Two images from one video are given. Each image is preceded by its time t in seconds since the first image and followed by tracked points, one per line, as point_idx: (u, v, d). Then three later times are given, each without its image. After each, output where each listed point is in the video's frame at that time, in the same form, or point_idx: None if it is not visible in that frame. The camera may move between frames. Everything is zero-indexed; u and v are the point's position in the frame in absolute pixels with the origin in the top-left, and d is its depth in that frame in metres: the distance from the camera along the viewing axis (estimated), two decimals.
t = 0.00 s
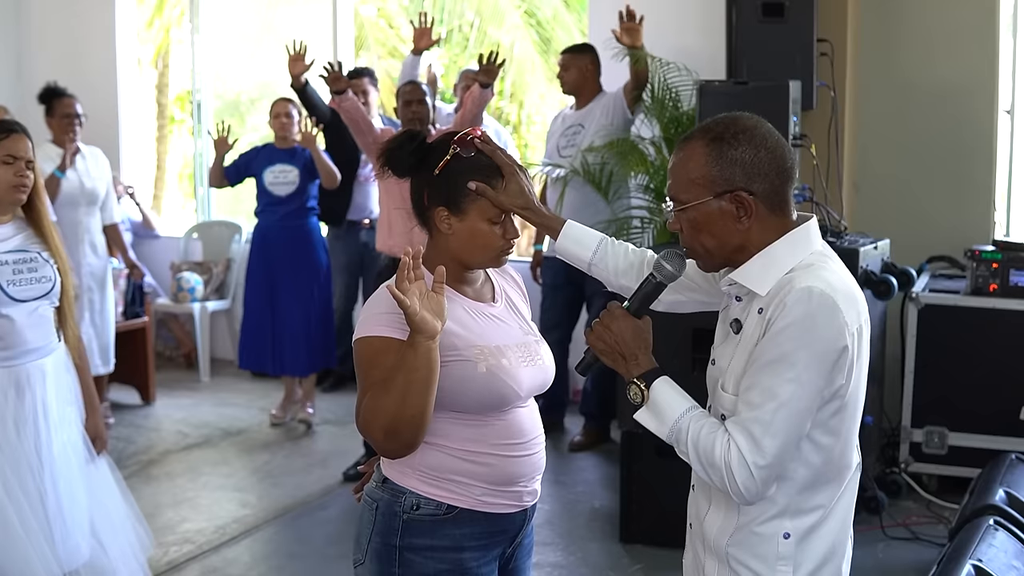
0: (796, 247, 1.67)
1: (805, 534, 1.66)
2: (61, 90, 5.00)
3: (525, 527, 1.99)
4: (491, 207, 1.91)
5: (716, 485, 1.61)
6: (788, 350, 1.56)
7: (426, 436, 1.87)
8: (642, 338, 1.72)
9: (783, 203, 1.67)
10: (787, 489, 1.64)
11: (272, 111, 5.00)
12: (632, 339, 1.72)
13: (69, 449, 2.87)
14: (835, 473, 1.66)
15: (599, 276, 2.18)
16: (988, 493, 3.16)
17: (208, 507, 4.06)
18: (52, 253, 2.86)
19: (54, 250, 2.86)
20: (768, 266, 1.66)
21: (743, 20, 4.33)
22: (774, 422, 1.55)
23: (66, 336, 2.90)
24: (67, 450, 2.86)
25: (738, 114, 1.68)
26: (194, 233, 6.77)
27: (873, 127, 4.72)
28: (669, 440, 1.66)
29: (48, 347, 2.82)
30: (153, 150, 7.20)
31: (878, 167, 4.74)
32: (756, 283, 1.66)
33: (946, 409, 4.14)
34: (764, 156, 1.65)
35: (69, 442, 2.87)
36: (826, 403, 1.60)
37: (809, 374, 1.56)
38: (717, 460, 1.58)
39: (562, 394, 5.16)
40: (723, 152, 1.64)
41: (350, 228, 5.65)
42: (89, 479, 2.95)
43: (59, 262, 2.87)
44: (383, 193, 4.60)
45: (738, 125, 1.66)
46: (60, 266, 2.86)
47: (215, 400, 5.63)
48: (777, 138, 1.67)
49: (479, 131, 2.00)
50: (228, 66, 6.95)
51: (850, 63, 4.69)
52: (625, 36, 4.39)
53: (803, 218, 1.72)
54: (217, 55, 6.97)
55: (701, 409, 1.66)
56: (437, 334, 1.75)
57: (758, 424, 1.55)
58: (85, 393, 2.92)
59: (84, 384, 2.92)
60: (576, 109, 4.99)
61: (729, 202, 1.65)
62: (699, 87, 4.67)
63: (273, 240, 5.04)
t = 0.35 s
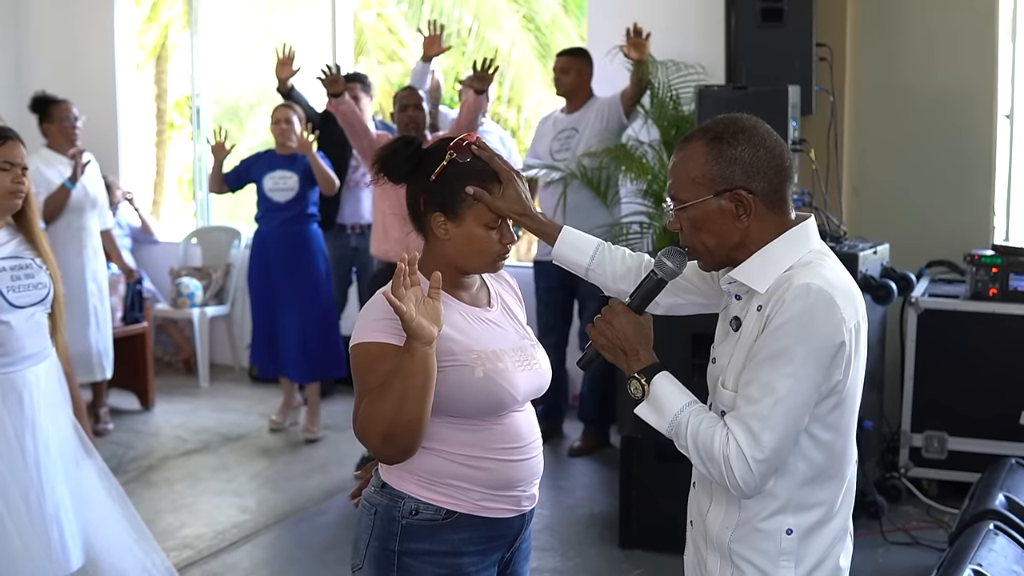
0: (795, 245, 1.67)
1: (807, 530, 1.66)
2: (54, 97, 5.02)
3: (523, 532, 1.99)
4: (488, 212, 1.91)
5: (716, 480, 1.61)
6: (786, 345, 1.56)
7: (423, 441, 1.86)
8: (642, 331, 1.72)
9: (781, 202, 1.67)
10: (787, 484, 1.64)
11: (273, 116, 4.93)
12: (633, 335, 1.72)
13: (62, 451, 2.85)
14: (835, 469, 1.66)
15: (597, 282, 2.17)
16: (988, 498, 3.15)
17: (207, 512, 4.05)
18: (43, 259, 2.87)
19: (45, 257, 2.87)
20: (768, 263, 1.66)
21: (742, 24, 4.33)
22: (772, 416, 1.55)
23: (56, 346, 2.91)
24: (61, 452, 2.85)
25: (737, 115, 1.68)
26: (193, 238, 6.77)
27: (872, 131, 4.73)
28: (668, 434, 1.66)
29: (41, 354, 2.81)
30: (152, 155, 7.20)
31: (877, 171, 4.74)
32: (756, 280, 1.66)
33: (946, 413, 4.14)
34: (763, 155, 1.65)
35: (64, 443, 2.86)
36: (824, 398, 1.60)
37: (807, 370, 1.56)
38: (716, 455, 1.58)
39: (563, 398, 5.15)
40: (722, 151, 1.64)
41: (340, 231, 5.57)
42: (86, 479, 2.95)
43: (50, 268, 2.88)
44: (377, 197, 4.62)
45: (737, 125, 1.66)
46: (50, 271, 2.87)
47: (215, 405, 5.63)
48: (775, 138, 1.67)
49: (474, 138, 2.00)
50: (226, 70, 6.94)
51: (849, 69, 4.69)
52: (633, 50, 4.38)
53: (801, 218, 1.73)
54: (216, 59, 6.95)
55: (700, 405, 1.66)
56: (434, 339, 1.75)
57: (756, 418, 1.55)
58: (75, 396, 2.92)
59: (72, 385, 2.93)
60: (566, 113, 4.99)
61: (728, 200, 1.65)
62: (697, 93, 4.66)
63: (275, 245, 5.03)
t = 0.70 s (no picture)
0: (796, 245, 1.68)
1: (805, 530, 1.66)
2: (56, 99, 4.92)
3: (524, 533, 2.00)
4: (490, 213, 1.91)
5: (714, 478, 1.61)
6: (786, 343, 1.56)
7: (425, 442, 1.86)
8: (644, 328, 1.73)
9: (783, 203, 1.68)
10: (786, 483, 1.64)
11: (281, 117, 4.91)
12: (634, 332, 1.72)
13: (65, 451, 2.86)
14: (834, 469, 1.66)
15: (598, 284, 2.17)
16: (988, 500, 3.16)
17: (207, 514, 4.05)
18: (47, 260, 2.87)
19: (49, 258, 2.88)
20: (769, 263, 1.67)
21: (742, 27, 4.33)
22: (771, 414, 1.55)
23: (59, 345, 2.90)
24: (65, 452, 2.86)
25: (740, 115, 1.69)
26: (193, 239, 6.77)
27: (872, 134, 4.74)
28: (667, 431, 1.67)
29: (46, 355, 2.81)
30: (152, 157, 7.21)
31: (877, 173, 4.75)
32: (757, 279, 1.67)
33: (945, 415, 4.15)
34: (766, 156, 1.65)
35: (68, 444, 2.86)
36: (823, 398, 1.61)
37: (807, 368, 1.56)
38: (714, 452, 1.58)
39: (562, 400, 5.16)
40: (726, 151, 1.65)
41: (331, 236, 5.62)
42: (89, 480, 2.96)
43: (53, 268, 2.89)
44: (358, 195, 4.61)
45: (740, 126, 1.67)
46: (54, 272, 2.87)
47: (215, 407, 5.63)
48: (777, 139, 1.68)
49: (476, 139, 2.00)
50: (226, 72, 6.95)
51: (849, 73, 4.72)
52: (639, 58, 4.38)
53: (802, 219, 1.73)
54: (216, 61, 6.96)
55: (700, 402, 1.66)
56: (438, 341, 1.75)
57: (755, 415, 1.55)
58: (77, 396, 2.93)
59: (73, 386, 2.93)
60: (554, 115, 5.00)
61: (730, 200, 1.65)
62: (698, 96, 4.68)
63: (283, 248, 5.03)
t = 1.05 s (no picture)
0: (794, 243, 1.67)
1: (802, 529, 1.66)
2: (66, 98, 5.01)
3: (529, 530, 1.99)
4: (492, 211, 1.91)
5: (708, 474, 1.62)
6: (781, 341, 1.56)
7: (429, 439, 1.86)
8: (641, 324, 1.72)
9: (783, 200, 1.67)
10: (781, 481, 1.64)
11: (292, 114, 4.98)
12: (632, 328, 1.72)
13: (77, 449, 2.86)
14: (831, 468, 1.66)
15: (600, 282, 2.17)
16: (988, 498, 3.16)
17: (208, 512, 4.05)
18: (59, 257, 2.86)
19: (60, 254, 2.87)
20: (766, 260, 1.66)
21: (743, 26, 4.33)
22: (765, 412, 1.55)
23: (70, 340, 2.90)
24: (77, 450, 2.85)
25: (740, 112, 1.69)
26: (194, 238, 6.77)
27: (872, 132, 4.74)
28: (662, 427, 1.67)
29: (58, 351, 2.80)
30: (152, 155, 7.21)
31: (877, 172, 4.75)
32: (754, 277, 1.66)
33: (946, 414, 4.15)
34: (765, 152, 1.65)
35: (79, 442, 2.86)
36: (818, 396, 1.61)
37: (801, 366, 1.56)
38: (707, 448, 1.58)
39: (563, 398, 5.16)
40: (725, 147, 1.65)
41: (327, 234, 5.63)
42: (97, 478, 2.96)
43: (65, 265, 2.87)
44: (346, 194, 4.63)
45: (741, 122, 1.67)
46: (66, 269, 2.86)
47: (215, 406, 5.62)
48: (777, 136, 1.68)
49: (479, 137, 2.00)
50: (226, 71, 6.94)
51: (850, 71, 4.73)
52: (638, 61, 4.41)
53: (801, 217, 1.73)
54: (216, 60, 6.96)
55: (696, 399, 1.66)
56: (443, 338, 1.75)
57: (749, 413, 1.55)
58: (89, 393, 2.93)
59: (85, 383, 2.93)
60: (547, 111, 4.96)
61: (730, 196, 1.65)
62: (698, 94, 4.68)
63: (291, 248, 5.03)
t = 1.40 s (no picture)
0: (798, 240, 1.66)
1: (807, 527, 1.66)
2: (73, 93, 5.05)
3: (535, 526, 1.99)
4: (498, 208, 1.91)
5: (712, 473, 1.61)
6: (783, 339, 1.56)
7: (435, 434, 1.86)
8: (644, 323, 1.72)
9: (787, 195, 1.67)
10: (786, 479, 1.64)
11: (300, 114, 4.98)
12: (635, 327, 1.72)
13: (89, 448, 2.85)
14: (836, 465, 1.66)
15: (606, 279, 2.17)
16: (992, 495, 3.16)
17: (211, 509, 4.05)
18: (72, 252, 2.85)
19: (74, 250, 2.85)
20: (770, 257, 1.66)
21: (747, 22, 4.33)
22: (768, 409, 1.55)
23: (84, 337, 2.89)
24: (90, 449, 2.85)
25: (745, 107, 1.69)
26: (197, 235, 6.78)
27: (875, 128, 4.74)
28: (666, 425, 1.66)
29: (72, 347, 2.80)
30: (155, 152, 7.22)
31: (880, 168, 4.75)
32: (757, 275, 1.66)
33: (950, 411, 4.15)
34: (770, 148, 1.65)
35: (91, 440, 2.85)
36: (822, 394, 1.60)
37: (804, 364, 1.56)
38: (711, 447, 1.58)
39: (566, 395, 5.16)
40: (730, 143, 1.65)
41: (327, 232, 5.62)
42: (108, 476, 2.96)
43: (80, 261, 2.86)
44: (341, 193, 4.61)
45: (745, 117, 1.66)
46: (81, 265, 2.84)
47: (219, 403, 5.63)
48: (782, 131, 1.67)
49: (484, 132, 1.99)
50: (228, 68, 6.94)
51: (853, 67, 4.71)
52: (638, 62, 4.39)
53: (805, 214, 1.72)
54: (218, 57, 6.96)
55: (700, 397, 1.66)
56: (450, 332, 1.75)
57: (752, 411, 1.55)
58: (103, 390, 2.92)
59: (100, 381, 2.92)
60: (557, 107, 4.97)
61: (734, 192, 1.65)
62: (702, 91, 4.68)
63: (298, 246, 5.03)
